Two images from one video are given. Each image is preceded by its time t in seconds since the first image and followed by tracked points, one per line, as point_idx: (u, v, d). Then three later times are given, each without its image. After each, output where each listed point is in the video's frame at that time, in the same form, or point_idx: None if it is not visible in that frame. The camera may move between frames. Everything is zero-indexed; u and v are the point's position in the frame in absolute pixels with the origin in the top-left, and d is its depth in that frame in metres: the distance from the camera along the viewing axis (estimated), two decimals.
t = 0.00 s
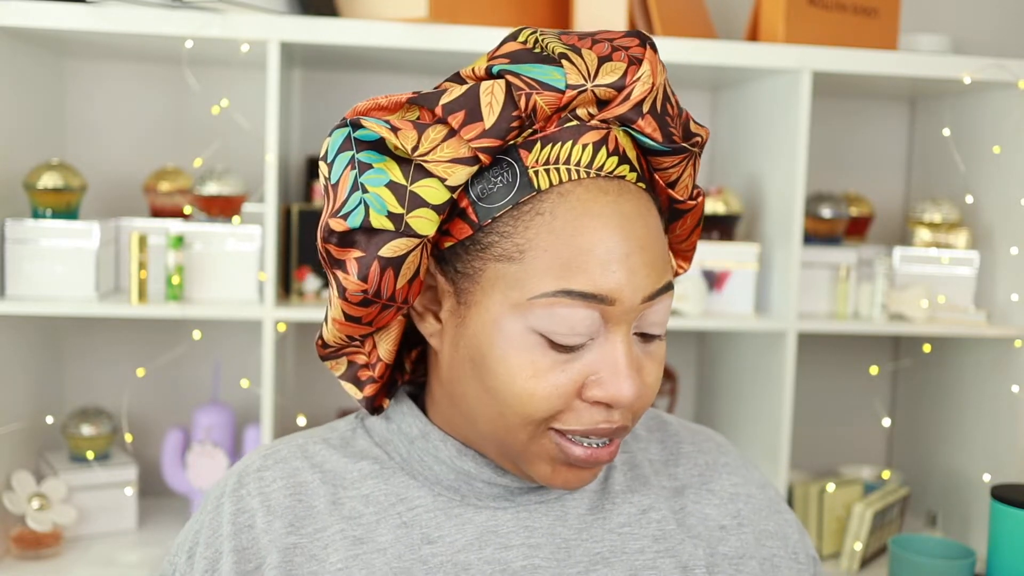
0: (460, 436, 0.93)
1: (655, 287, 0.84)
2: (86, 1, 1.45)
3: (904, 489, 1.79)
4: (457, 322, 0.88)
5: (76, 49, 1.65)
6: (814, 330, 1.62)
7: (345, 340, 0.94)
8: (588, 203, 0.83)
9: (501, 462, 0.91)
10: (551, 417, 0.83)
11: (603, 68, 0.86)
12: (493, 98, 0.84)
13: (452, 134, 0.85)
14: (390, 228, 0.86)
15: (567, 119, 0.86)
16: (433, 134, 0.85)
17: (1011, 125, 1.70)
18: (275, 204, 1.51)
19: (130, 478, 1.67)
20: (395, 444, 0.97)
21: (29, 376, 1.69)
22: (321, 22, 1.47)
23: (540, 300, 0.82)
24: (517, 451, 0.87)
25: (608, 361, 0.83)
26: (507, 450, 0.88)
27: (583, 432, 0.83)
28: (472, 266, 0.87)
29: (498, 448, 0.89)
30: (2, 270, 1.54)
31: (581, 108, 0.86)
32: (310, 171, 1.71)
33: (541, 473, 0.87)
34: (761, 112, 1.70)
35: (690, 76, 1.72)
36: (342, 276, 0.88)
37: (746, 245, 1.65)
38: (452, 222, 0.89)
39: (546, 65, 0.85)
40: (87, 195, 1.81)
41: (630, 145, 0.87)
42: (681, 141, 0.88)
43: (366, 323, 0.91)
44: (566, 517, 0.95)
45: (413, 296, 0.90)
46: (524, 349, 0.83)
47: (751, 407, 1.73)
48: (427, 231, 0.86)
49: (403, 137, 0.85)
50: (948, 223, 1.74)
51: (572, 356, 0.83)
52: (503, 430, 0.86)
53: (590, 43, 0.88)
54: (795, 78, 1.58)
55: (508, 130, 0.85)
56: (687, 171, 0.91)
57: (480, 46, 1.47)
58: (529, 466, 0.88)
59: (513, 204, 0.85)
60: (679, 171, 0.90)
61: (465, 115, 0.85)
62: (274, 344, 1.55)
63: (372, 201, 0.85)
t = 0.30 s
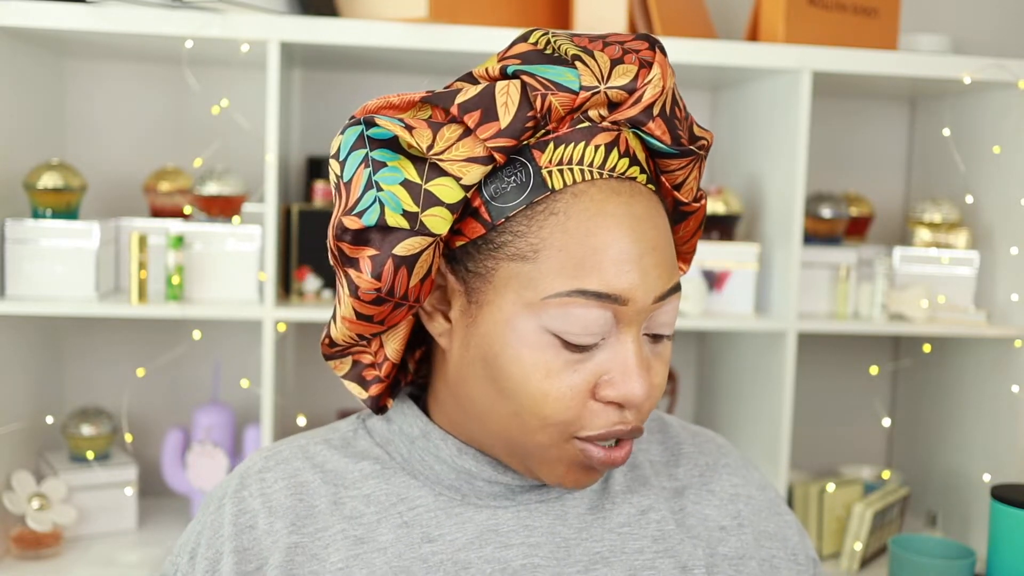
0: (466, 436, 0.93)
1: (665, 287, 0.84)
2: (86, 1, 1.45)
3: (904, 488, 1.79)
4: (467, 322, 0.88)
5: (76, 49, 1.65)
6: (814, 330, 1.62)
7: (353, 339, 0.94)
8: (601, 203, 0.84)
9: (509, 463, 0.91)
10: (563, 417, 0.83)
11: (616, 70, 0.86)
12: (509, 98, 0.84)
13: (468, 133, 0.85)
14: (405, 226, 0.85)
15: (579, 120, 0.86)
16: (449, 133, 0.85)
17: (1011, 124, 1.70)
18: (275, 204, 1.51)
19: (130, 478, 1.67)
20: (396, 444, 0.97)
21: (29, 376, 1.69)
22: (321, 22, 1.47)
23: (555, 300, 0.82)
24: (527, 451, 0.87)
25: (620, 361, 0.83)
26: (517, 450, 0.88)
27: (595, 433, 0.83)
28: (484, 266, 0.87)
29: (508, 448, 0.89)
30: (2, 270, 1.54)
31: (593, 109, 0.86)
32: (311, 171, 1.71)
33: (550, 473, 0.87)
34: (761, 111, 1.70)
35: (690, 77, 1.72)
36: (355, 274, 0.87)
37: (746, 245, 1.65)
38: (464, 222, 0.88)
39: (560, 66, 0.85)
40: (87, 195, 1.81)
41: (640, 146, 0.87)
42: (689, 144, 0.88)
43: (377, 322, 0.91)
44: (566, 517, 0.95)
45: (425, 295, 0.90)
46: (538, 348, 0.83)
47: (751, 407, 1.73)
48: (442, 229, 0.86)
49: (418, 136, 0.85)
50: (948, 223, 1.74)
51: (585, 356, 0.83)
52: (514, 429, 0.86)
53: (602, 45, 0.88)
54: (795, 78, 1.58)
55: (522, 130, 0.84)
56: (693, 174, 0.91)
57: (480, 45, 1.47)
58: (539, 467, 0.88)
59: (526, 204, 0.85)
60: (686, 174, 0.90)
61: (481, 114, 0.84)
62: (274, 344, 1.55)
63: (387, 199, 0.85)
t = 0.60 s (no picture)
0: (469, 435, 0.93)
1: (670, 287, 0.84)
2: (86, 1, 1.45)
3: (904, 488, 1.79)
4: (472, 320, 0.88)
5: (76, 49, 1.65)
6: (814, 330, 1.62)
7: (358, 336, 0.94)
8: (609, 202, 0.84)
9: (511, 462, 0.91)
10: (568, 416, 0.83)
11: (623, 71, 0.86)
12: (519, 96, 0.84)
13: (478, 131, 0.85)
14: (415, 223, 0.85)
15: (587, 120, 0.86)
16: (459, 131, 0.85)
17: (1011, 124, 1.70)
18: (275, 204, 1.52)
19: (130, 478, 1.67)
20: (399, 443, 0.97)
21: (28, 376, 1.69)
22: (321, 22, 1.47)
23: (563, 297, 0.82)
24: (531, 450, 0.87)
25: (625, 359, 0.83)
26: (520, 449, 0.88)
27: (598, 431, 0.84)
28: (491, 264, 0.87)
29: (510, 447, 0.89)
30: (2, 270, 1.54)
31: (601, 109, 0.86)
32: (310, 172, 1.71)
33: (552, 473, 0.87)
34: (761, 112, 1.70)
35: (690, 77, 1.72)
36: (363, 271, 0.87)
37: (746, 245, 1.65)
38: (471, 220, 0.88)
39: (569, 66, 0.86)
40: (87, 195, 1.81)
41: (645, 147, 0.87)
42: (693, 146, 0.89)
43: (384, 319, 0.91)
44: (568, 516, 0.95)
45: (432, 293, 0.90)
46: (544, 346, 0.83)
47: (751, 407, 1.73)
48: (452, 227, 0.86)
49: (428, 133, 0.85)
50: (948, 223, 1.74)
51: (591, 354, 0.83)
52: (518, 428, 0.86)
53: (609, 47, 0.89)
54: (795, 78, 1.58)
55: (532, 128, 0.84)
56: (696, 176, 0.91)
57: (480, 45, 1.47)
58: (540, 466, 0.88)
59: (534, 202, 0.85)
60: (688, 176, 0.91)
61: (491, 113, 0.84)
62: (274, 344, 1.55)
63: (397, 195, 0.85)
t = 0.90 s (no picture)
0: (469, 434, 0.93)
1: (668, 288, 0.84)
2: (86, 1, 1.45)
3: (904, 488, 1.79)
4: (470, 317, 0.88)
5: (76, 49, 1.65)
6: (814, 330, 1.62)
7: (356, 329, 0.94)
8: (608, 201, 0.84)
9: (509, 461, 0.91)
10: (561, 413, 0.83)
11: (626, 71, 0.86)
12: (520, 94, 0.84)
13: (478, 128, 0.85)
14: (413, 217, 0.85)
15: (589, 119, 0.85)
16: (459, 127, 0.85)
17: (1011, 124, 1.70)
18: (275, 204, 1.51)
19: (130, 478, 1.67)
20: (401, 442, 0.97)
21: (28, 376, 1.69)
22: (321, 22, 1.47)
23: (560, 295, 0.82)
24: (526, 448, 0.87)
25: (620, 359, 0.83)
26: (516, 446, 0.88)
27: (592, 430, 0.83)
28: (489, 260, 0.87)
29: (507, 445, 0.89)
30: (2, 270, 1.54)
31: (603, 109, 0.86)
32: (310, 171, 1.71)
33: (547, 471, 0.87)
34: (762, 111, 1.70)
35: (690, 77, 1.72)
36: (361, 263, 0.87)
37: (746, 245, 1.66)
38: (470, 216, 0.88)
39: (571, 65, 0.85)
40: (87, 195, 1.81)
41: (646, 148, 0.87)
42: (695, 147, 0.89)
43: (382, 312, 0.91)
44: (569, 515, 0.95)
45: (430, 287, 0.90)
46: (539, 344, 0.83)
47: (751, 407, 1.73)
48: (450, 222, 0.86)
49: (428, 129, 0.84)
50: (948, 223, 1.74)
51: (586, 352, 0.83)
52: (513, 425, 0.86)
53: (614, 48, 0.89)
54: (795, 78, 1.58)
55: (532, 126, 0.84)
56: (698, 178, 0.91)
57: (480, 45, 1.47)
58: (536, 464, 0.88)
59: (533, 200, 0.85)
60: (691, 177, 0.91)
61: (491, 109, 0.84)
62: (274, 344, 1.55)
63: (396, 189, 0.85)
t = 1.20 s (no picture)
0: (468, 433, 0.93)
1: (666, 284, 0.84)
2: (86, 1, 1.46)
3: (904, 489, 1.79)
4: (469, 315, 0.88)
5: (76, 49, 1.66)
6: (814, 330, 1.62)
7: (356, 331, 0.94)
8: (604, 198, 0.84)
9: (510, 458, 0.91)
10: (562, 410, 0.83)
11: (620, 69, 0.86)
12: (515, 93, 0.84)
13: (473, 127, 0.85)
14: (411, 217, 0.85)
15: (583, 117, 0.86)
16: (455, 127, 0.85)
17: (1010, 124, 1.70)
18: (275, 204, 1.51)
19: (131, 478, 1.67)
20: (399, 442, 0.97)
21: (28, 376, 1.69)
22: (321, 22, 1.47)
23: (559, 292, 0.82)
24: (527, 444, 0.87)
25: (619, 355, 0.83)
26: (516, 444, 0.88)
27: (593, 426, 0.83)
28: (487, 259, 0.87)
29: (507, 443, 0.89)
30: (2, 270, 1.54)
31: (598, 107, 0.86)
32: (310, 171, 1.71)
33: (548, 468, 0.87)
34: (761, 111, 1.70)
35: (690, 77, 1.72)
36: (360, 264, 0.87)
37: (746, 245, 1.66)
38: (468, 215, 0.88)
39: (566, 64, 0.86)
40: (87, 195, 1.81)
41: (642, 145, 0.87)
42: (690, 144, 0.89)
43: (382, 313, 0.91)
44: (567, 514, 0.95)
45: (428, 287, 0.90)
46: (539, 341, 0.83)
47: (751, 407, 1.73)
48: (447, 221, 0.86)
49: (424, 129, 0.84)
50: (948, 223, 1.74)
51: (586, 349, 0.83)
52: (513, 422, 0.86)
53: (607, 46, 0.89)
54: (795, 78, 1.58)
55: (528, 124, 0.84)
56: (694, 175, 0.92)
57: (480, 45, 1.47)
58: (537, 461, 0.88)
59: (531, 198, 0.85)
60: (687, 174, 0.91)
61: (487, 108, 0.84)
62: (274, 344, 1.55)
63: (394, 189, 0.85)
